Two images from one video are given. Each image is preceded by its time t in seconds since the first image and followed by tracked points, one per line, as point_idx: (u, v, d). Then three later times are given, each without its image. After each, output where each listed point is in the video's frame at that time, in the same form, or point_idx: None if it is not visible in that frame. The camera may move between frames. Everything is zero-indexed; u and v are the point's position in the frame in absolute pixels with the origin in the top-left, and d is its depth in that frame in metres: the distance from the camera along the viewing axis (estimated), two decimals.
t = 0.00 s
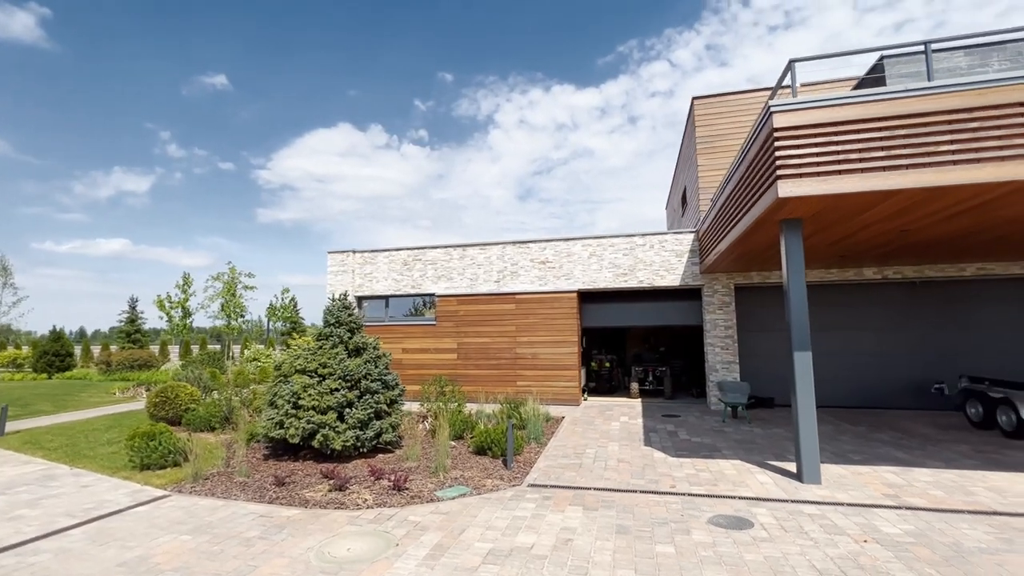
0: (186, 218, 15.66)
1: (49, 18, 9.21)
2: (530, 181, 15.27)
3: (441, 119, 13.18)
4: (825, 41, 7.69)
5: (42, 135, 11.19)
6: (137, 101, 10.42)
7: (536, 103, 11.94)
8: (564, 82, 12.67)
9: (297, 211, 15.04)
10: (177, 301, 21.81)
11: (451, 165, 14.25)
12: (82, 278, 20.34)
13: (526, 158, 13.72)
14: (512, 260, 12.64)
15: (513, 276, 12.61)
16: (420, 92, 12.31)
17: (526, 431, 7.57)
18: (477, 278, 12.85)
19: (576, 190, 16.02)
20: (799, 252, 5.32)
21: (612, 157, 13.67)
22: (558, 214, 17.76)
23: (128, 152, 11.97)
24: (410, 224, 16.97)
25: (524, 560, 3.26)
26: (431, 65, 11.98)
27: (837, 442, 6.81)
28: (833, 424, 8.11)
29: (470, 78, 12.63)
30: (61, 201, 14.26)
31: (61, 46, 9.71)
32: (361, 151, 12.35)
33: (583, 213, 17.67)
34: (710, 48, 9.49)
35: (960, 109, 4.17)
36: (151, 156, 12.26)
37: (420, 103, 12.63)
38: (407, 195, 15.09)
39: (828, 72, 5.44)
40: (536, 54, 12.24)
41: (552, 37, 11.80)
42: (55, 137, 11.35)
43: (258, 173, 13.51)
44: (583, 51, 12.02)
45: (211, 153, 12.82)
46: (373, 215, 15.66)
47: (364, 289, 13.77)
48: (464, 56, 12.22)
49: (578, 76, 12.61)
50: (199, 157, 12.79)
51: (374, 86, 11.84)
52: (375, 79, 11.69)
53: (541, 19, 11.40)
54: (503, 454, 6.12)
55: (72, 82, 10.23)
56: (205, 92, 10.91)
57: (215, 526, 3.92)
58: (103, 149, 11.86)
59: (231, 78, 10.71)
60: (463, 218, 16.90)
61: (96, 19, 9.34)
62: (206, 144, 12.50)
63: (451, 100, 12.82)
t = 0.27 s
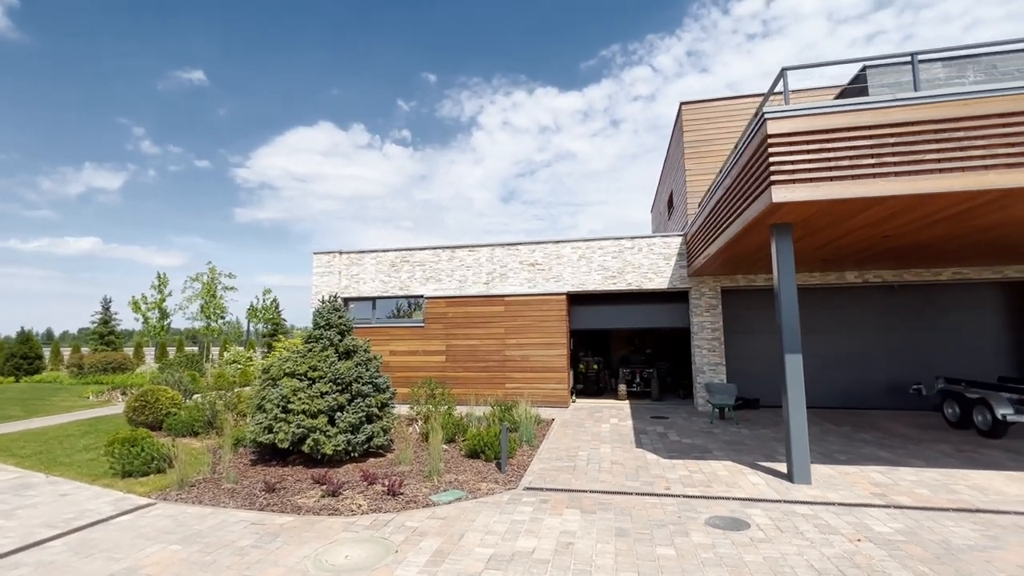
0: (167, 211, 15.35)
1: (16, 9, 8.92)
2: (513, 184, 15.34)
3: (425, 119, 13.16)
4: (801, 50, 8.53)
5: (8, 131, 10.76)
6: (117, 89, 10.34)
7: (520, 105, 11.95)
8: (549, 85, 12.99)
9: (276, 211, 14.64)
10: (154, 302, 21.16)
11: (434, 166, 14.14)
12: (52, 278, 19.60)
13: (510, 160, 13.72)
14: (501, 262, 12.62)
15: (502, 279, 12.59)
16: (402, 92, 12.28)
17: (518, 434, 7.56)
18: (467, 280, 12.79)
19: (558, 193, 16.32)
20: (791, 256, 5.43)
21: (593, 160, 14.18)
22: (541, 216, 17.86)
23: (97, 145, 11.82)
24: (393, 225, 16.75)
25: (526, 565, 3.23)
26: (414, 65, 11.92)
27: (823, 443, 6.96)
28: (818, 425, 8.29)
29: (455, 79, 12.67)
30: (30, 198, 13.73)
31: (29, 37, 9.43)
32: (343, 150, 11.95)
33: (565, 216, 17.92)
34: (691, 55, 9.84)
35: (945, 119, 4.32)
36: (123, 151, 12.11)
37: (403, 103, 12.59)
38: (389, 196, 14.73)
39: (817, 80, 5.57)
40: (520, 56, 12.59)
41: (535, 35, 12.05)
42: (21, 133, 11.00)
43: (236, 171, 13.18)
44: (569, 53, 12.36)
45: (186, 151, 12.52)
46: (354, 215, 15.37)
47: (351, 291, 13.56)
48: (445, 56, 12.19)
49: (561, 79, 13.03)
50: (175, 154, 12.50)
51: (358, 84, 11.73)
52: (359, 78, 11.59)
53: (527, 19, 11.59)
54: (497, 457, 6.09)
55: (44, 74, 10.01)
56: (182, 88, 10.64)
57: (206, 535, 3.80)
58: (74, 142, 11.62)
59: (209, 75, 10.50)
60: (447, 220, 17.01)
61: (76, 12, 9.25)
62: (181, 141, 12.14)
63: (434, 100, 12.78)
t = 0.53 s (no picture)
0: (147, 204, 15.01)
1: None
2: (496, 186, 15.32)
3: (407, 120, 12.99)
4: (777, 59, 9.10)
5: None
6: (91, 82, 10.17)
7: (503, 107, 12.03)
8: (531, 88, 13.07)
9: (254, 211, 14.23)
10: (129, 303, 20.46)
11: (417, 166, 14.00)
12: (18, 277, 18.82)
13: (493, 161, 13.58)
14: (490, 265, 12.60)
15: (490, 281, 12.57)
16: (384, 92, 12.19)
17: (509, 437, 7.55)
18: (455, 283, 12.72)
19: (542, 199, 16.48)
20: (780, 261, 5.54)
21: (576, 164, 14.35)
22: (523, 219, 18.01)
23: (65, 141, 11.49)
24: (374, 226, 16.48)
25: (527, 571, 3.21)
26: (396, 66, 11.75)
27: (808, 444, 7.12)
28: (802, 426, 8.47)
29: (437, 81, 12.41)
30: None
31: None
32: (324, 150, 11.89)
33: (548, 219, 18.11)
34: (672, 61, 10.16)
35: (927, 129, 4.48)
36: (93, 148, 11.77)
37: (385, 103, 12.48)
38: (370, 195, 14.43)
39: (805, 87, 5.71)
40: (504, 60, 12.54)
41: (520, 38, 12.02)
42: None
43: (213, 169, 12.65)
44: (551, 55, 12.44)
45: (160, 148, 12.03)
46: (335, 215, 15.13)
47: (337, 293, 13.34)
48: (433, 57, 11.96)
49: (546, 82, 13.11)
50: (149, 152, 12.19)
51: (340, 82, 11.53)
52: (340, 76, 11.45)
53: (513, 21, 11.58)
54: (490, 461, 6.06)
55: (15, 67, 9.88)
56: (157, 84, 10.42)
57: (194, 545, 3.69)
58: (41, 136, 11.26)
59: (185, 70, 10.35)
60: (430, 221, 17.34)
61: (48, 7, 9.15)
62: (155, 139, 11.72)
63: (417, 101, 12.65)
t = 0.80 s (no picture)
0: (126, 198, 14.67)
1: None
2: (479, 187, 15.37)
3: (389, 121, 12.86)
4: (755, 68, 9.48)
5: None
6: (60, 76, 9.96)
7: (486, 109, 12.06)
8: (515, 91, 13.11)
9: (231, 212, 13.85)
10: (104, 305, 19.64)
11: (399, 168, 13.82)
12: None
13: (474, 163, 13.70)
14: (477, 267, 12.56)
15: (478, 283, 12.52)
16: (367, 92, 12.04)
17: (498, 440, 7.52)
18: (442, 285, 12.64)
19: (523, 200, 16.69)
20: (768, 265, 5.65)
21: (558, 167, 14.73)
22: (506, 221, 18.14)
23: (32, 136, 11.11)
24: (354, 226, 16.22)
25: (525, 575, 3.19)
26: (378, 65, 11.64)
27: (792, 444, 7.26)
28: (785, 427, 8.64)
29: (420, 82, 12.27)
30: None
31: None
32: (304, 149, 11.54)
33: (531, 221, 18.29)
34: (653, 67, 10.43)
35: (909, 138, 4.63)
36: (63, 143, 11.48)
37: (367, 103, 12.31)
38: (352, 197, 14.17)
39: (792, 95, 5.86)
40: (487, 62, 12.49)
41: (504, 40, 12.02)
42: None
43: (188, 167, 12.41)
44: (534, 58, 12.53)
45: (132, 144, 11.87)
46: (314, 216, 14.89)
47: (321, 294, 13.10)
48: (417, 56, 11.78)
49: (528, 86, 13.20)
50: (122, 148, 11.99)
51: (321, 81, 11.24)
52: (322, 75, 11.17)
53: (498, 25, 11.58)
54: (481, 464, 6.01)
55: None
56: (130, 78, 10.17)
57: (178, 555, 3.56)
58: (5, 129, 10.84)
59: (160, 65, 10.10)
60: (412, 222, 17.39)
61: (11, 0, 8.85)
62: (127, 134, 11.56)
63: (399, 102, 12.55)
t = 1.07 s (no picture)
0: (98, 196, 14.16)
1: None
2: (460, 190, 15.57)
3: (370, 122, 12.73)
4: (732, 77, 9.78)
5: None
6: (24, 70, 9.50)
7: (468, 112, 12.00)
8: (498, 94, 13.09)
9: (207, 211, 13.47)
10: (73, 305, 18.85)
11: (381, 168, 13.71)
12: None
13: (457, 166, 13.81)
14: (463, 268, 12.48)
15: (464, 285, 12.43)
16: (348, 92, 11.86)
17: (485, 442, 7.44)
18: (427, 286, 12.51)
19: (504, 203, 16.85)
20: (756, 268, 5.73)
21: (540, 170, 14.94)
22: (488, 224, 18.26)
23: None
24: (334, 228, 16.00)
25: None
26: (359, 64, 11.48)
27: (777, 445, 7.37)
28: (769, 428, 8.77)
29: (401, 83, 12.14)
30: None
31: None
32: (282, 148, 11.41)
33: (512, 223, 18.45)
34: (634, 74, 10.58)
35: (893, 143, 4.74)
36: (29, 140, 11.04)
37: (348, 103, 12.13)
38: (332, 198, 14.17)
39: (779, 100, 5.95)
40: (470, 65, 12.38)
41: (488, 43, 12.00)
42: None
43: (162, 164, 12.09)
44: (518, 62, 12.56)
45: (103, 140, 11.66)
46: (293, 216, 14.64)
47: (304, 295, 12.81)
48: (400, 58, 11.69)
49: (510, 90, 13.24)
50: (92, 144, 11.71)
51: (302, 81, 11.03)
52: (303, 74, 10.96)
53: (482, 29, 11.58)
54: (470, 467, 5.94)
55: None
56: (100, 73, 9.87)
57: (158, 565, 3.41)
58: None
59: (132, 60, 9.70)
60: (393, 225, 17.31)
61: None
62: (98, 130, 11.35)
63: (381, 104, 12.46)
